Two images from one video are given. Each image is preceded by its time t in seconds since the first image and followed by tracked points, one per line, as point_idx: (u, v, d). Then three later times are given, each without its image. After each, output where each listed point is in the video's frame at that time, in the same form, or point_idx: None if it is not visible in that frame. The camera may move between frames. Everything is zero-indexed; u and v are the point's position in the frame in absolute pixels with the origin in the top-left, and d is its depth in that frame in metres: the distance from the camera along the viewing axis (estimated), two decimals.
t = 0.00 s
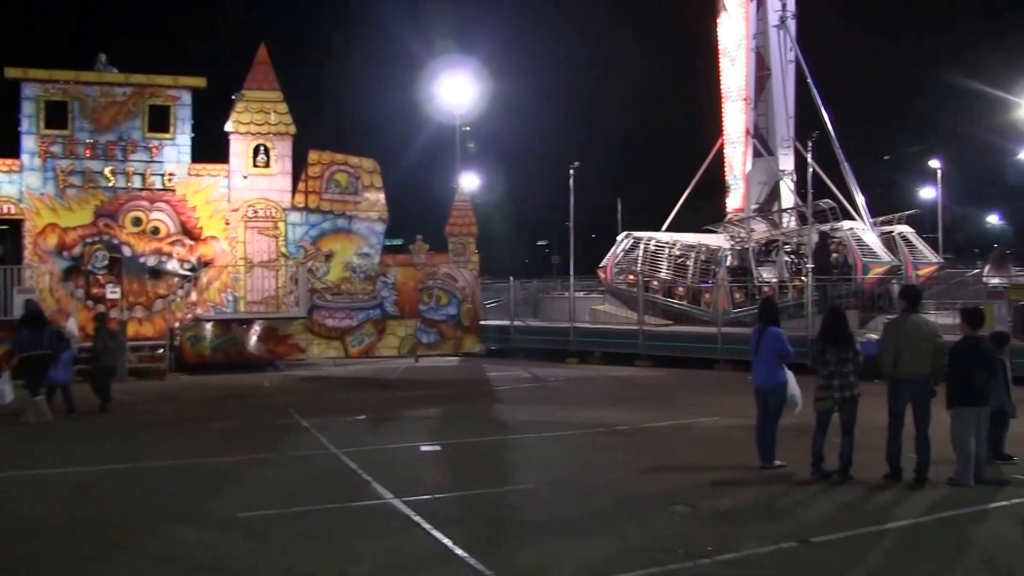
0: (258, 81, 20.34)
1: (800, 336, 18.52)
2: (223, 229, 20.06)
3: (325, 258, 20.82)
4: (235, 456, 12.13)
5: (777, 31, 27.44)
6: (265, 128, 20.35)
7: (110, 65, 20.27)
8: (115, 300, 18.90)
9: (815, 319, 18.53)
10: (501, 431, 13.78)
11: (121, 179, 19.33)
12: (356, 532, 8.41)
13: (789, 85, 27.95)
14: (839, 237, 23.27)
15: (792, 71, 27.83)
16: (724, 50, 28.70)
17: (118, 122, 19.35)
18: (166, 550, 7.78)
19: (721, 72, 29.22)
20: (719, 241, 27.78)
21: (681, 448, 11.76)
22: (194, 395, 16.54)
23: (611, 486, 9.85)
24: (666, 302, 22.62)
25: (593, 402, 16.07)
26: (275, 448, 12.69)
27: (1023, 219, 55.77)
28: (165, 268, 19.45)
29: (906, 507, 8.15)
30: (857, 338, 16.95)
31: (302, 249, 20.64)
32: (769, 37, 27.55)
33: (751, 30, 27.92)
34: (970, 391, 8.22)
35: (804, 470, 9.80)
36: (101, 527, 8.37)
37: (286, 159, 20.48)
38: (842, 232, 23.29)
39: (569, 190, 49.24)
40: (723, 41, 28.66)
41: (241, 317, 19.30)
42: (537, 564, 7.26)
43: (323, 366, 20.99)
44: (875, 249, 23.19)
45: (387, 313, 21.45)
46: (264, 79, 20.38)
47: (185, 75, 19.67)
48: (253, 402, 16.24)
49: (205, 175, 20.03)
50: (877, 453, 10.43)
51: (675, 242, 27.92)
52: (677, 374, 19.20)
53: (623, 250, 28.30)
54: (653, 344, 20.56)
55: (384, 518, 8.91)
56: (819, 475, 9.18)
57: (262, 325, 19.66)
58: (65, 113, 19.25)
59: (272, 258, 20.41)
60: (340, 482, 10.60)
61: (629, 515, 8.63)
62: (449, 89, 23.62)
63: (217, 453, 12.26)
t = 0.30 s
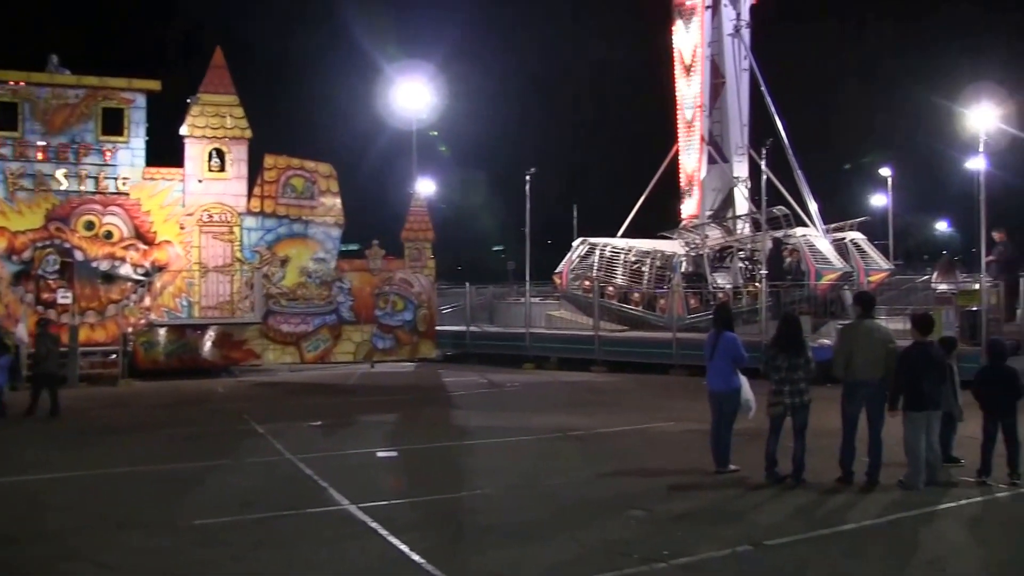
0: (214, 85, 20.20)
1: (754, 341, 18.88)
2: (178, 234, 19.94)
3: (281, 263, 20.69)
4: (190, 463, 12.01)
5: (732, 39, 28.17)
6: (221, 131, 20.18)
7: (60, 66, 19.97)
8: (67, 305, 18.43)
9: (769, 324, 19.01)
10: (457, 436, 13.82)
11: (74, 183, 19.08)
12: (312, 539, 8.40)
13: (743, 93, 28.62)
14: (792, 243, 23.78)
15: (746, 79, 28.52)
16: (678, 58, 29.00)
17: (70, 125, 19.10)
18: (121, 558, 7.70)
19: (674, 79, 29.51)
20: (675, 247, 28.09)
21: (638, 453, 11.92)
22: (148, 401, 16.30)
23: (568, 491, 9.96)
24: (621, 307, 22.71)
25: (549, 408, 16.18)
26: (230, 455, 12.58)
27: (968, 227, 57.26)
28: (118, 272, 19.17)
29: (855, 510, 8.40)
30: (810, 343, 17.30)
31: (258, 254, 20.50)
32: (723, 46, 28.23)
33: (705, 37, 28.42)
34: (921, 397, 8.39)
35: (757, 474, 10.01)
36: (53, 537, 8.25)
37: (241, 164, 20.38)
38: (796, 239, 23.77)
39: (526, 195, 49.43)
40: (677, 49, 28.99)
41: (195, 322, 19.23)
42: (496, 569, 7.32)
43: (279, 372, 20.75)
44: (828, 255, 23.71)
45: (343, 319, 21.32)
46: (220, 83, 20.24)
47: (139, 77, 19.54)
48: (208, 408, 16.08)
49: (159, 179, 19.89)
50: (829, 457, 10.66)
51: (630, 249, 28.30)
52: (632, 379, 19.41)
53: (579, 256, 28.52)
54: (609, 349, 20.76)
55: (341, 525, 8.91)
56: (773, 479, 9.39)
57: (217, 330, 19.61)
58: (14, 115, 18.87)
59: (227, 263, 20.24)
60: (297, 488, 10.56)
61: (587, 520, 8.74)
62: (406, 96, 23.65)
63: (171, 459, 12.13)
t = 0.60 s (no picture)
0: (171, 91, 20.10)
1: (709, 348, 19.26)
2: (134, 240, 19.81)
3: (237, 270, 20.64)
4: (144, 470, 12.01)
5: (687, 48, 28.76)
6: (177, 137, 20.12)
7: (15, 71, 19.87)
8: (21, 310, 18.39)
9: (724, 332, 19.51)
10: (412, 443, 13.97)
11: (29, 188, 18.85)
12: (267, 546, 8.51)
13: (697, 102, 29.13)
14: (746, 251, 24.28)
15: (701, 88, 29.10)
16: (634, 66, 29.54)
17: (24, 129, 18.92)
18: (76, 567, 7.74)
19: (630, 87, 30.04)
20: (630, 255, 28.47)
21: (593, 460, 12.18)
22: (100, 408, 16.21)
23: (524, 498, 10.18)
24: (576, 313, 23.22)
25: (503, 415, 16.40)
26: (185, 462, 12.61)
27: (915, 235, 58.70)
28: (73, 278, 19.05)
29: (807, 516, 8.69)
30: (764, 350, 17.69)
31: (214, 261, 20.46)
32: (679, 54, 28.78)
33: (661, 46, 28.96)
34: (882, 403, 8.82)
35: (712, 481, 10.31)
36: (7, 546, 8.26)
37: (197, 169, 20.32)
38: (750, 246, 24.26)
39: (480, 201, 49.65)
40: (633, 58, 29.52)
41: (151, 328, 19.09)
42: None
43: (234, 378, 20.70)
44: (781, 262, 24.25)
45: (299, 325, 21.30)
46: (177, 88, 20.14)
47: (95, 82, 19.42)
48: (162, 415, 16.02)
49: (115, 185, 19.79)
50: (782, 465, 10.99)
51: (586, 256, 28.64)
52: (588, 386, 19.70)
53: (534, 263, 28.83)
54: (564, 356, 21.05)
55: (296, 532, 9.03)
56: (728, 485, 9.69)
57: (172, 337, 19.56)
58: None
59: (183, 269, 20.19)
60: (253, 496, 10.63)
61: (543, 527, 8.96)
62: (364, 103, 23.74)
63: (125, 467, 12.12)
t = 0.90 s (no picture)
0: (134, 97, 20.02)
1: (672, 357, 19.54)
2: (96, 247, 19.70)
3: (200, 278, 20.60)
4: (105, 478, 11.97)
5: (650, 58, 29.24)
6: (140, 145, 20.01)
7: None
8: None
9: (686, 340, 19.80)
10: (375, 452, 14.04)
11: None
12: (228, 556, 8.55)
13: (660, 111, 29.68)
14: (709, 260, 24.63)
15: (663, 97, 29.63)
16: (598, 76, 29.74)
17: None
18: None
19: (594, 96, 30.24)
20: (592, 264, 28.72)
21: (555, 469, 12.35)
22: (59, 416, 16.08)
23: (487, 507, 10.33)
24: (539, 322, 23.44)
25: (466, 424, 16.52)
26: (147, 470, 12.58)
27: (875, 244, 59.73)
28: (35, 285, 18.84)
29: (768, 524, 8.91)
30: (726, 359, 17.99)
31: (177, 268, 20.37)
32: (642, 64, 29.18)
33: (625, 56, 29.17)
34: (845, 412, 9.01)
35: (674, 490, 10.53)
36: None
37: (161, 177, 20.28)
38: (712, 255, 24.62)
39: (445, 210, 49.80)
40: (597, 67, 29.71)
41: (113, 336, 19.05)
42: None
43: (197, 387, 20.62)
44: (743, 271, 24.66)
45: (262, 333, 21.28)
46: (141, 95, 20.05)
47: (59, 88, 19.24)
48: (122, 423, 15.90)
49: (77, 191, 19.59)
50: (745, 474, 11.21)
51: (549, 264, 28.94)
52: (551, 395, 19.86)
53: (497, 272, 29.03)
54: (528, 365, 21.22)
55: (258, 541, 9.09)
56: (690, 493, 9.92)
57: (134, 345, 19.51)
58: None
59: (145, 276, 20.11)
60: (215, 505, 10.65)
61: (505, 536, 9.11)
62: (327, 109, 23.79)
63: (86, 475, 12.07)
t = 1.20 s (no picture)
0: (105, 106, 19.89)
1: (642, 367, 19.72)
2: (66, 256, 19.43)
3: (170, 287, 20.48)
4: (71, 489, 11.86)
5: (621, 69, 29.67)
6: (111, 153, 19.86)
7: None
8: None
9: (656, 351, 20.00)
10: (346, 462, 14.04)
11: None
12: (198, 567, 8.52)
13: (630, 122, 30.07)
14: (679, 271, 24.87)
15: (633, 109, 30.01)
16: (569, 87, 29.59)
17: None
18: None
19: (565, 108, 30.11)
20: (563, 275, 28.86)
21: (525, 480, 12.42)
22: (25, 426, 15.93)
23: (458, 518, 10.37)
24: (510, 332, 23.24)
25: (437, 434, 16.56)
26: (115, 481, 12.48)
27: (843, 255, 60.53)
28: (3, 294, 18.76)
29: (739, 533, 9.02)
30: (697, 370, 18.16)
31: (147, 277, 20.22)
32: (613, 76, 29.59)
33: (595, 68, 29.14)
34: (813, 420, 9.17)
35: (644, 500, 10.65)
36: None
37: (132, 186, 20.12)
38: (682, 266, 24.90)
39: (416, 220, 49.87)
40: (568, 79, 29.58)
41: (83, 345, 18.90)
42: None
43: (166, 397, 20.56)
44: (713, 283, 24.95)
45: (232, 343, 21.20)
46: (112, 104, 19.94)
47: (29, 96, 19.16)
48: (88, 434, 15.75)
49: (47, 200, 19.48)
50: (715, 484, 11.35)
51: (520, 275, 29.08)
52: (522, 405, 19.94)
53: (468, 282, 29.12)
54: (498, 375, 21.31)
55: (229, 552, 9.06)
56: (660, 504, 10.04)
57: (104, 354, 19.40)
58: None
59: (116, 285, 19.88)
60: (185, 516, 10.59)
61: (476, 546, 9.16)
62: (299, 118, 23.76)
63: (52, 486, 11.95)
